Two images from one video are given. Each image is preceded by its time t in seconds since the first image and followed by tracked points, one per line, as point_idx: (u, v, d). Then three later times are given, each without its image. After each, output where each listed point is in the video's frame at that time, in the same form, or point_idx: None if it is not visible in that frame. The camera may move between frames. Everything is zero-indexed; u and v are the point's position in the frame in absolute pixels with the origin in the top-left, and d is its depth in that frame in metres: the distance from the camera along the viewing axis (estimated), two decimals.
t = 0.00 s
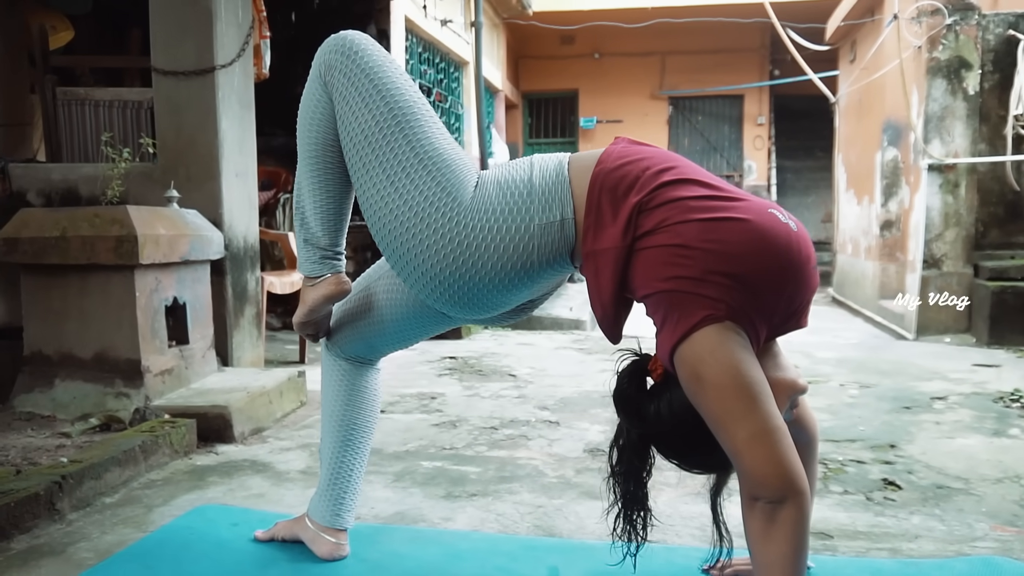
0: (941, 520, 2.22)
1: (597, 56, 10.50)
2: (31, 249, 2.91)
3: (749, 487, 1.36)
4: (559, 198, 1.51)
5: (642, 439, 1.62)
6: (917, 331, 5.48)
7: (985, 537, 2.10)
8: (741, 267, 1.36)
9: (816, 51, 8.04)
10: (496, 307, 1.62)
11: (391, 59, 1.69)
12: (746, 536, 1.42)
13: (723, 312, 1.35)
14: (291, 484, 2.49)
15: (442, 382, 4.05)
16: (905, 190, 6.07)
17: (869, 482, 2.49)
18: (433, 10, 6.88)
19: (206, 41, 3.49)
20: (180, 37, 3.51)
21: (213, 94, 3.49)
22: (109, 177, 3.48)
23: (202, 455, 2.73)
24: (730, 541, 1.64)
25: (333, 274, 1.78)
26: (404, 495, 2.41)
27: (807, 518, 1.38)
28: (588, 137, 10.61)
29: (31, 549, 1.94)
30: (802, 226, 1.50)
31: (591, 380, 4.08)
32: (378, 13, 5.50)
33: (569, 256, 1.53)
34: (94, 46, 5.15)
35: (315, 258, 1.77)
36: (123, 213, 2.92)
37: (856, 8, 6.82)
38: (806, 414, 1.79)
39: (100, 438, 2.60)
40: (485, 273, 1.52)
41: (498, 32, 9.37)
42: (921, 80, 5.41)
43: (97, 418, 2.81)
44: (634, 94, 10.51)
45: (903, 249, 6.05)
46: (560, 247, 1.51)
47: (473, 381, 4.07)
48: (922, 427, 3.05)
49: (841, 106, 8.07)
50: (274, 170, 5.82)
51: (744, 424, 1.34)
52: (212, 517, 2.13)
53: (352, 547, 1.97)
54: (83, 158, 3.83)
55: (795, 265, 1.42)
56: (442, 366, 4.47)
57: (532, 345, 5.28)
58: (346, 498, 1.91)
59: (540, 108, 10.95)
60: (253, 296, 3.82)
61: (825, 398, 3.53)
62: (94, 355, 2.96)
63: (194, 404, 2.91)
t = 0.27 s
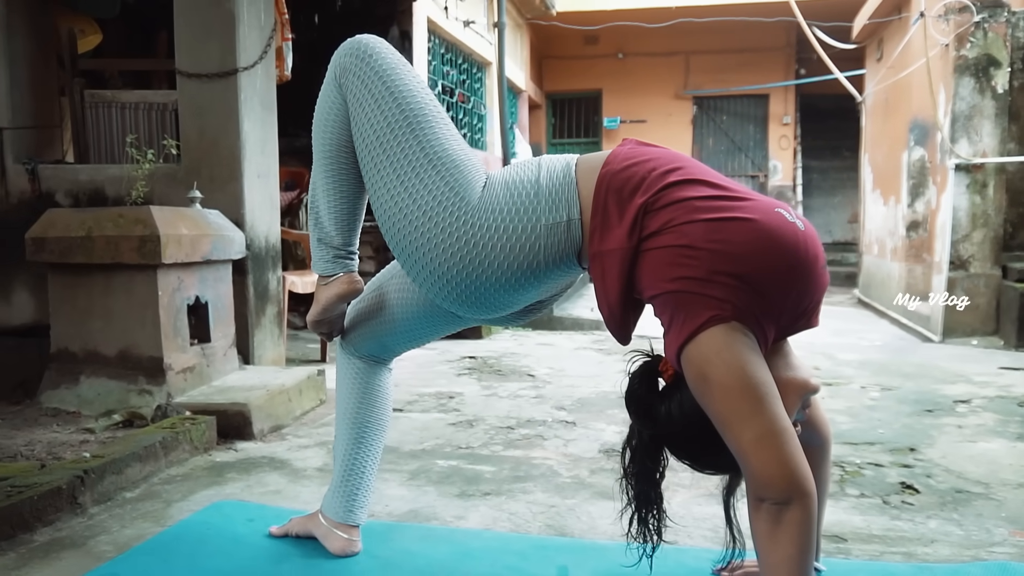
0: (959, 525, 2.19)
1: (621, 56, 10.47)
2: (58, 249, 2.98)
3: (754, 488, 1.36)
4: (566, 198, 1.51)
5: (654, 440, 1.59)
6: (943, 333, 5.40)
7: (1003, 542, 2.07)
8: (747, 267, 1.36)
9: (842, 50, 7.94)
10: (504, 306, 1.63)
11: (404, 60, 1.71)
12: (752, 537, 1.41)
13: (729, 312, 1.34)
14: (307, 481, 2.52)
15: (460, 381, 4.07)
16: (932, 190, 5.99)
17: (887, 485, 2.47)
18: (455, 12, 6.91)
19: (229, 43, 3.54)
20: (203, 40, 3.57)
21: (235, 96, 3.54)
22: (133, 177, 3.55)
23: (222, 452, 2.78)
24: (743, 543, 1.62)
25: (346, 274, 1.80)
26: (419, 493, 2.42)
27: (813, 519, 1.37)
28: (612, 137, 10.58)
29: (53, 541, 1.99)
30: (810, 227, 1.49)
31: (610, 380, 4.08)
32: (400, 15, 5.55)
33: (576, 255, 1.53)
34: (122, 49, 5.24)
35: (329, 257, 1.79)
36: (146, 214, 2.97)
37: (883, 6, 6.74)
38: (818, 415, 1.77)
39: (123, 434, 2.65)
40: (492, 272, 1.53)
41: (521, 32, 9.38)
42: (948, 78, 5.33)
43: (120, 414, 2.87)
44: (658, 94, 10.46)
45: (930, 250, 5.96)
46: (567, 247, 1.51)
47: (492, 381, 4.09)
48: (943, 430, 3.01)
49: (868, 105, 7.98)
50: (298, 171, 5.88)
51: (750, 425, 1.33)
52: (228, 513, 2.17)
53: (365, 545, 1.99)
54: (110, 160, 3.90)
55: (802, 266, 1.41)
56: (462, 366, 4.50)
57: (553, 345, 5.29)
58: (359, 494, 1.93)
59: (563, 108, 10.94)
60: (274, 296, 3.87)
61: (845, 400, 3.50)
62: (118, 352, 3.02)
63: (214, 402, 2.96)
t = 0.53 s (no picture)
0: (973, 527, 2.17)
1: (641, 56, 10.43)
2: (80, 248, 3.04)
3: (756, 487, 1.36)
4: (570, 199, 1.52)
5: (659, 437, 1.59)
6: (966, 334, 5.34)
7: (1017, 545, 2.04)
8: (749, 266, 1.36)
9: (865, 47, 7.86)
10: (510, 306, 1.64)
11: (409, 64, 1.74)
12: (755, 535, 1.41)
13: (731, 312, 1.35)
14: (321, 478, 2.55)
15: (476, 381, 4.09)
16: (955, 189, 5.91)
17: (901, 487, 2.45)
18: (474, 12, 6.94)
19: (247, 45, 3.58)
20: (222, 42, 3.62)
21: (254, 97, 3.59)
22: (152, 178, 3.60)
23: (238, 448, 2.81)
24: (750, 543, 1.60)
25: (355, 276, 1.83)
26: (430, 491, 2.44)
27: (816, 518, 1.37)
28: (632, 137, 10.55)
29: (71, 534, 2.03)
30: (813, 225, 1.49)
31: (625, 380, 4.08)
32: (418, 16, 5.61)
33: (580, 255, 1.54)
34: (145, 51, 5.32)
35: (338, 260, 1.82)
36: (165, 214, 3.02)
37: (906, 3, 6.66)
38: (824, 415, 1.75)
39: (141, 430, 2.70)
40: (497, 272, 1.55)
41: (541, 32, 9.38)
42: (971, 76, 5.26)
43: (140, 411, 2.94)
44: (679, 93, 10.42)
45: (953, 250, 5.89)
46: (572, 248, 1.52)
47: (507, 380, 4.10)
48: (961, 432, 2.98)
49: (891, 104, 7.89)
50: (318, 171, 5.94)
51: (751, 424, 1.33)
52: (242, 508, 2.20)
53: (374, 540, 2.01)
54: (131, 160, 3.96)
55: (805, 265, 1.41)
56: (478, 365, 4.52)
57: (570, 344, 5.29)
58: (369, 491, 1.96)
59: (584, 107, 10.93)
60: (292, 295, 3.91)
61: (862, 401, 3.47)
62: (138, 350, 3.07)
63: (232, 399, 3.00)
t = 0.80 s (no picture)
0: (977, 528, 2.15)
1: (655, 55, 10.40)
2: (92, 248, 3.08)
3: (751, 484, 1.36)
4: (562, 201, 1.56)
5: (655, 434, 1.61)
6: (980, 335, 5.29)
7: (1022, 547, 2.03)
8: (742, 265, 1.38)
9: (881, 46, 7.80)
10: (505, 306, 1.68)
11: (403, 71, 1.79)
12: (750, 532, 1.41)
13: (724, 310, 1.36)
14: (326, 475, 2.58)
15: (484, 380, 4.10)
16: (971, 188, 5.86)
17: (905, 488, 2.43)
18: (487, 13, 6.96)
19: (257, 47, 3.62)
20: (232, 43, 3.65)
21: (263, 98, 3.62)
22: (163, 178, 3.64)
23: (246, 446, 2.84)
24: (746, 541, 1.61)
25: (352, 279, 1.87)
26: (433, 489, 2.46)
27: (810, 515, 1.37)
28: (646, 136, 10.52)
29: (78, 529, 2.06)
30: (805, 223, 1.51)
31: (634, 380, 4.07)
32: (430, 17, 5.70)
33: (572, 256, 1.57)
34: (159, 53, 5.37)
35: (335, 264, 1.88)
36: (175, 214, 3.06)
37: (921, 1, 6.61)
38: (820, 413, 1.76)
39: (150, 427, 2.74)
40: (490, 273, 1.59)
41: (554, 32, 9.38)
42: (986, 74, 5.22)
43: (149, 408, 2.96)
44: (693, 93, 10.38)
45: (968, 250, 5.84)
46: (564, 249, 1.56)
47: (515, 379, 4.12)
48: (970, 433, 2.95)
49: (907, 103, 7.82)
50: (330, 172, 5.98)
51: (745, 422, 1.33)
52: (246, 505, 2.22)
53: (375, 537, 2.03)
54: (144, 161, 4.00)
55: (797, 263, 1.43)
56: (487, 364, 4.53)
57: (580, 344, 5.29)
58: (368, 489, 1.98)
59: (598, 107, 10.91)
60: (302, 294, 3.95)
61: (870, 402, 3.45)
62: (149, 348, 3.11)
63: (240, 397, 3.03)
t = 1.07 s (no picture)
0: (978, 528, 2.14)
1: (668, 54, 10.37)
2: (102, 246, 3.12)
3: (738, 481, 1.38)
4: (550, 199, 1.60)
5: (644, 430, 1.65)
6: (993, 335, 5.24)
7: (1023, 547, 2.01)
8: (728, 263, 1.41)
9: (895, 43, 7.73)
10: (494, 302, 1.72)
11: (393, 74, 1.86)
12: (738, 530, 1.43)
13: (711, 308, 1.38)
14: (330, 472, 2.60)
15: (491, 378, 4.12)
16: (984, 187, 5.81)
17: (908, 487, 2.42)
18: (498, 13, 6.98)
19: (266, 48, 3.65)
20: (241, 44, 3.69)
21: (272, 98, 3.66)
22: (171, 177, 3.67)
23: (252, 442, 2.87)
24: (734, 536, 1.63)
25: (346, 280, 1.93)
26: (435, 486, 2.48)
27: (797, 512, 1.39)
28: (659, 135, 10.49)
29: (84, 522, 2.09)
30: (790, 221, 1.54)
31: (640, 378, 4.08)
32: (440, 17, 5.75)
33: (557, 251, 1.61)
34: (172, 55, 5.43)
35: (328, 265, 1.94)
36: (183, 213, 3.09)
37: None
38: (813, 410, 1.78)
39: (157, 423, 2.77)
40: (478, 269, 1.64)
41: (566, 32, 9.38)
42: (999, 71, 5.17)
43: (157, 405, 2.99)
44: (706, 92, 10.34)
45: (982, 249, 5.79)
46: (551, 246, 1.60)
47: (522, 378, 4.13)
48: (977, 433, 2.93)
49: (921, 101, 7.76)
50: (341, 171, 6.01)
51: (730, 418, 1.36)
52: (249, 500, 2.25)
53: (373, 533, 2.05)
54: (154, 161, 4.05)
55: (782, 261, 1.45)
56: (495, 363, 4.55)
57: (588, 343, 5.30)
58: (365, 485, 2.02)
59: (611, 107, 10.90)
60: (310, 293, 3.98)
61: (877, 402, 3.43)
62: (158, 345, 3.15)
63: (247, 394, 3.06)
